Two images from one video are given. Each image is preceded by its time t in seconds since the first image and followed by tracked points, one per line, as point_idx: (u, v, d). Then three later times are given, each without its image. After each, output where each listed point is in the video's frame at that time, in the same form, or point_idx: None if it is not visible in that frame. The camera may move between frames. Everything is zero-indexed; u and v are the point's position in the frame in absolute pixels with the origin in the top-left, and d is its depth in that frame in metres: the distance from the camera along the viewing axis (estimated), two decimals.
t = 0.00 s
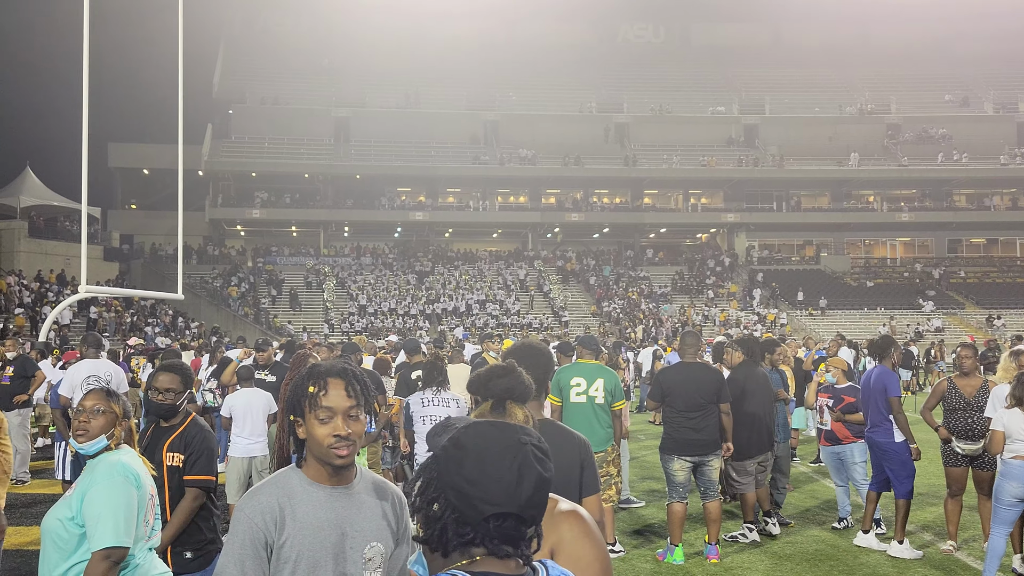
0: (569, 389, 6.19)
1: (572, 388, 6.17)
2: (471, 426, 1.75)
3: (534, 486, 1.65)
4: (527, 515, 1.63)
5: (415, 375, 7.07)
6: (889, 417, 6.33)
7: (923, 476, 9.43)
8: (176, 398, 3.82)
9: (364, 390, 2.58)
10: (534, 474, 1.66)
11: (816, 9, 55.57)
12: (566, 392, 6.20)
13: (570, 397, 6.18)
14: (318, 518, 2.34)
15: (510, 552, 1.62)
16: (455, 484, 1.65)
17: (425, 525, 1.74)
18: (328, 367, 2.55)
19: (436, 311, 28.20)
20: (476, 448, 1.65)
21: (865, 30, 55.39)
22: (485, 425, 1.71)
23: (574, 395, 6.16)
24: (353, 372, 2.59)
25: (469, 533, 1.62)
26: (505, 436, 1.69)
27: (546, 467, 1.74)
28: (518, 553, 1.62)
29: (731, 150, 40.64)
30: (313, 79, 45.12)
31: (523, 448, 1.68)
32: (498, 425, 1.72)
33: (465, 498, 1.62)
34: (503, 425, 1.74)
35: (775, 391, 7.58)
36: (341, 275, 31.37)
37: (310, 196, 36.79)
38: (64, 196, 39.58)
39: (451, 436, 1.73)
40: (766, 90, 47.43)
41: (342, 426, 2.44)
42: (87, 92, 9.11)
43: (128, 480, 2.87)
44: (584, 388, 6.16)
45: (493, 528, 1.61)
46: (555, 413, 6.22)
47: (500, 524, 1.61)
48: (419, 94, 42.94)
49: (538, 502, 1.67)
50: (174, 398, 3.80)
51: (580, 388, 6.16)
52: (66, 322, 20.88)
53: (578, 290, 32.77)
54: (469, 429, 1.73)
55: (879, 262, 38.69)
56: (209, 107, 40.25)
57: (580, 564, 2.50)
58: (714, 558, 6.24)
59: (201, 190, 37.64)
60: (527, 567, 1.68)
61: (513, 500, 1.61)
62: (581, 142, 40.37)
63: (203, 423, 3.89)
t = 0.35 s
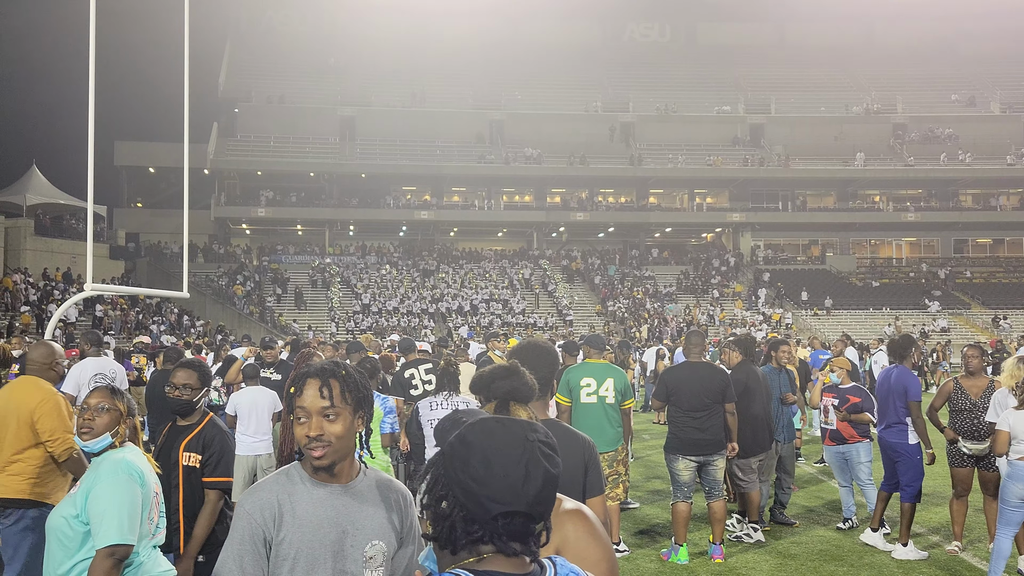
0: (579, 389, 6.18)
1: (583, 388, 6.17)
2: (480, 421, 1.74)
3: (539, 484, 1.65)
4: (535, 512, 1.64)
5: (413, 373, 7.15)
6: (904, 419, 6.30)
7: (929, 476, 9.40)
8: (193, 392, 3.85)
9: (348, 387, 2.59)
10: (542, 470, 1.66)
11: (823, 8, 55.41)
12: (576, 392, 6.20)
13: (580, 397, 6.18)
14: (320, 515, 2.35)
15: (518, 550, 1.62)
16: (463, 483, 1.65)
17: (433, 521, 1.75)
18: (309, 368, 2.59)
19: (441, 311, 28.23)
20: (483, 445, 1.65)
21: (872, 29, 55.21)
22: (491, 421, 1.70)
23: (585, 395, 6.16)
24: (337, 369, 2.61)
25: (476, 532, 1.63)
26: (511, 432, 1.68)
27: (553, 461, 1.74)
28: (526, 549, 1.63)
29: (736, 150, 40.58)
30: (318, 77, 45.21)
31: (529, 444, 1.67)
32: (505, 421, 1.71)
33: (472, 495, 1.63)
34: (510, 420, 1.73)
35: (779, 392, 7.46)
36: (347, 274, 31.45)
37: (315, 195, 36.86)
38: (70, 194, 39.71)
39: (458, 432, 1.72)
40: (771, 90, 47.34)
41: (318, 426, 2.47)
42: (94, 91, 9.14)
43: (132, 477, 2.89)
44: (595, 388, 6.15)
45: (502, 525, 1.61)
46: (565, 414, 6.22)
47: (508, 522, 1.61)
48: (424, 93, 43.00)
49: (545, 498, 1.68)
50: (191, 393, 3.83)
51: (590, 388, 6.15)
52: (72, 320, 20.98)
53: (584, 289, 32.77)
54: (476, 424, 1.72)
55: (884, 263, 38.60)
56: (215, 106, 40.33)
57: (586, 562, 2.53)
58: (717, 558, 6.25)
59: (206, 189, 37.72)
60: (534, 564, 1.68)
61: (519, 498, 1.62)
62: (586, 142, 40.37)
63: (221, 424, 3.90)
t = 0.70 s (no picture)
0: (594, 390, 6.17)
1: (599, 389, 6.15)
2: (495, 420, 1.72)
3: (557, 484, 1.64)
4: (552, 512, 1.63)
5: (420, 372, 7.11)
6: (921, 422, 6.24)
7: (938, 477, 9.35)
8: (213, 392, 3.85)
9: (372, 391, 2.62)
10: (558, 469, 1.64)
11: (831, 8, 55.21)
12: (592, 392, 6.17)
13: (596, 397, 6.16)
14: (328, 516, 2.36)
15: (534, 549, 1.61)
16: (478, 485, 1.64)
17: (447, 523, 1.74)
18: (336, 366, 2.61)
19: (448, 311, 28.26)
20: (498, 446, 1.64)
21: (880, 29, 55.01)
22: (505, 422, 1.68)
23: (600, 396, 6.14)
24: (361, 372, 2.65)
25: (493, 533, 1.62)
26: (525, 432, 1.66)
27: (569, 460, 1.71)
28: (541, 548, 1.61)
29: (744, 150, 40.48)
30: (325, 78, 45.34)
31: (544, 444, 1.66)
32: (519, 420, 1.69)
33: (487, 496, 1.62)
34: (523, 420, 1.71)
35: (788, 392, 7.30)
36: (354, 274, 31.54)
37: (322, 195, 36.97)
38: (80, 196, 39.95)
39: (471, 432, 1.71)
40: (779, 90, 47.22)
41: (346, 427, 2.48)
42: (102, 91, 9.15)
43: (141, 478, 2.90)
44: (611, 389, 6.15)
45: (520, 525, 1.60)
46: (579, 414, 6.18)
47: (525, 522, 1.59)
48: (431, 94, 43.09)
49: (561, 498, 1.66)
50: (211, 393, 3.82)
51: (606, 389, 6.14)
52: (81, 321, 21.07)
53: (591, 290, 32.74)
54: (488, 425, 1.71)
55: (893, 263, 38.44)
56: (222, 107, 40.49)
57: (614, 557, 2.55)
58: (725, 558, 6.23)
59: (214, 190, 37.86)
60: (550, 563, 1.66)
61: (537, 499, 1.61)
62: (593, 142, 40.34)
63: (242, 424, 3.87)
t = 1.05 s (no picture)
0: (604, 389, 6.14)
1: (609, 388, 6.13)
2: (501, 419, 1.72)
3: (566, 481, 1.64)
4: (561, 510, 1.63)
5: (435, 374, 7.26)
6: (930, 420, 6.18)
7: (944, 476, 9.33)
8: (233, 393, 3.88)
9: (355, 388, 2.56)
10: (566, 468, 1.64)
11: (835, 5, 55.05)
12: (601, 391, 6.15)
13: (606, 396, 6.13)
14: (330, 515, 2.36)
15: (541, 548, 1.61)
16: (485, 485, 1.64)
17: (455, 524, 1.74)
18: (314, 370, 2.61)
19: (453, 311, 28.27)
20: (505, 446, 1.64)
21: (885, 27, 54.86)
22: (511, 421, 1.67)
23: (610, 395, 6.12)
24: (340, 370, 2.60)
25: (503, 533, 1.61)
26: (531, 431, 1.66)
27: (577, 458, 1.71)
28: (548, 548, 1.61)
29: (748, 149, 40.39)
30: (329, 79, 45.39)
31: (552, 443, 1.65)
32: (526, 419, 1.68)
33: (495, 497, 1.62)
34: (529, 418, 1.70)
35: (793, 391, 7.21)
36: (358, 274, 31.58)
37: (327, 196, 37.04)
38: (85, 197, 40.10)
39: (476, 431, 1.71)
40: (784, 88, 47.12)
41: (321, 428, 2.48)
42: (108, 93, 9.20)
43: (147, 478, 2.92)
44: (621, 388, 6.13)
45: (528, 525, 1.60)
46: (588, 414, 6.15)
47: (535, 521, 1.60)
48: (435, 94, 43.15)
49: (568, 496, 1.66)
50: (231, 394, 3.85)
51: (617, 388, 6.12)
52: (87, 322, 21.14)
53: (596, 289, 32.76)
54: (493, 423, 1.70)
55: (898, 261, 38.34)
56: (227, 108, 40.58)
57: (638, 556, 2.49)
58: (730, 557, 6.23)
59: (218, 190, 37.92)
60: (555, 561, 1.66)
61: (545, 498, 1.61)
62: (597, 141, 40.30)
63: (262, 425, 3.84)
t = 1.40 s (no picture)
0: (608, 390, 6.13)
1: (612, 389, 6.11)
2: (498, 421, 1.70)
3: (566, 484, 1.63)
4: (562, 512, 1.62)
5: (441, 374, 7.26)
6: (934, 421, 6.16)
7: (948, 476, 9.32)
8: (247, 398, 3.76)
9: (337, 392, 2.55)
10: (567, 469, 1.63)
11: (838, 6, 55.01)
12: (605, 392, 6.14)
13: (609, 398, 6.12)
14: (329, 522, 2.36)
15: (545, 552, 1.61)
16: (486, 489, 1.63)
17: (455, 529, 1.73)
18: (296, 374, 2.62)
19: (457, 313, 28.31)
20: (503, 451, 1.62)
21: (887, 27, 54.86)
22: (509, 424, 1.65)
23: (614, 396, 6.11)
24: (321, 374, 2.60)
25: (506, 538, 1.61)
26: (530, 434, 1.64)
27: (577, 459, 1.69)
28: (553, 551, 1.62)
29: (751, 150, 40.37)
30: (332, 82, 45.48)
31: (551, 444, 1.64)
32: (524, 421, 1.66)
33: (495, 502, 1.61)
34: (527, 421, 1.68)
35: (796, 391, 7.20)
36: (361, 276, 31.62)
37: (330, 198, 37.12)
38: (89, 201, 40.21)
39: (475, 435, 1.69)
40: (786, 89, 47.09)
41: (305, 434, 2.48)
42: (110, 97, 9.22)
43: (150, 481, 2.93)
44: (624, 389, 6.12)
45: (530, 529, 1.60)
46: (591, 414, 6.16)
47: (537, 524, 1.60)
48: (438, 96, 43.22)
49: (570, 497, 1.65)
50: (245, 399, 3.74)
51: (621, 389, 6.11)
52: (91, 325, 21.18)
53: (599, 290, 32.76)
54: (492, 428, 1.69)
55: (902, 261, 38.28)
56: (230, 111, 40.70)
57: (646, 555, 2.42)
58: (735, 558, 6.22)
59: (222, 194, 37.99)
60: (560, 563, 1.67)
61: (547, 501, 1.60)
62: (600, 143, 40.32)
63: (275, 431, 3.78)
